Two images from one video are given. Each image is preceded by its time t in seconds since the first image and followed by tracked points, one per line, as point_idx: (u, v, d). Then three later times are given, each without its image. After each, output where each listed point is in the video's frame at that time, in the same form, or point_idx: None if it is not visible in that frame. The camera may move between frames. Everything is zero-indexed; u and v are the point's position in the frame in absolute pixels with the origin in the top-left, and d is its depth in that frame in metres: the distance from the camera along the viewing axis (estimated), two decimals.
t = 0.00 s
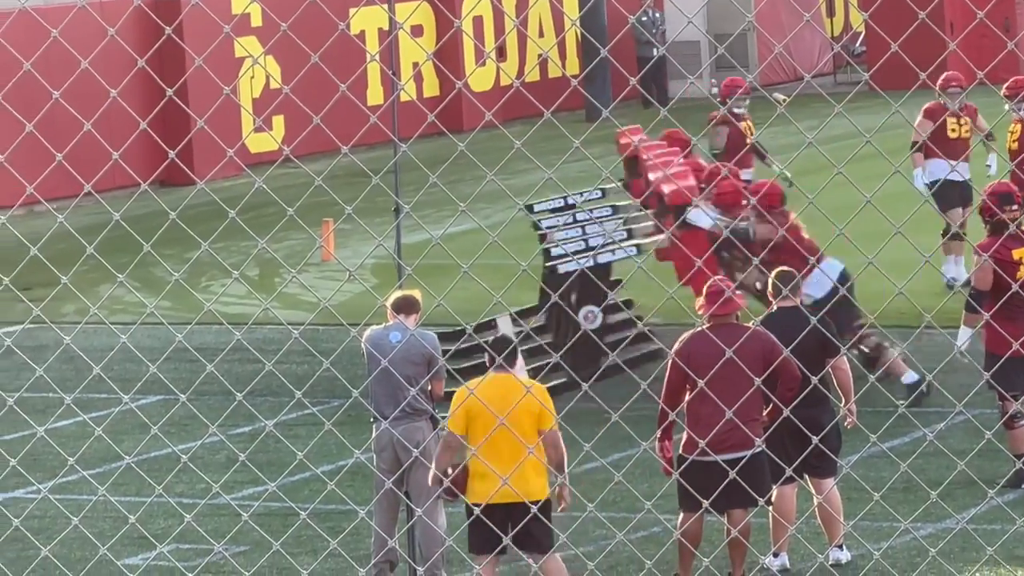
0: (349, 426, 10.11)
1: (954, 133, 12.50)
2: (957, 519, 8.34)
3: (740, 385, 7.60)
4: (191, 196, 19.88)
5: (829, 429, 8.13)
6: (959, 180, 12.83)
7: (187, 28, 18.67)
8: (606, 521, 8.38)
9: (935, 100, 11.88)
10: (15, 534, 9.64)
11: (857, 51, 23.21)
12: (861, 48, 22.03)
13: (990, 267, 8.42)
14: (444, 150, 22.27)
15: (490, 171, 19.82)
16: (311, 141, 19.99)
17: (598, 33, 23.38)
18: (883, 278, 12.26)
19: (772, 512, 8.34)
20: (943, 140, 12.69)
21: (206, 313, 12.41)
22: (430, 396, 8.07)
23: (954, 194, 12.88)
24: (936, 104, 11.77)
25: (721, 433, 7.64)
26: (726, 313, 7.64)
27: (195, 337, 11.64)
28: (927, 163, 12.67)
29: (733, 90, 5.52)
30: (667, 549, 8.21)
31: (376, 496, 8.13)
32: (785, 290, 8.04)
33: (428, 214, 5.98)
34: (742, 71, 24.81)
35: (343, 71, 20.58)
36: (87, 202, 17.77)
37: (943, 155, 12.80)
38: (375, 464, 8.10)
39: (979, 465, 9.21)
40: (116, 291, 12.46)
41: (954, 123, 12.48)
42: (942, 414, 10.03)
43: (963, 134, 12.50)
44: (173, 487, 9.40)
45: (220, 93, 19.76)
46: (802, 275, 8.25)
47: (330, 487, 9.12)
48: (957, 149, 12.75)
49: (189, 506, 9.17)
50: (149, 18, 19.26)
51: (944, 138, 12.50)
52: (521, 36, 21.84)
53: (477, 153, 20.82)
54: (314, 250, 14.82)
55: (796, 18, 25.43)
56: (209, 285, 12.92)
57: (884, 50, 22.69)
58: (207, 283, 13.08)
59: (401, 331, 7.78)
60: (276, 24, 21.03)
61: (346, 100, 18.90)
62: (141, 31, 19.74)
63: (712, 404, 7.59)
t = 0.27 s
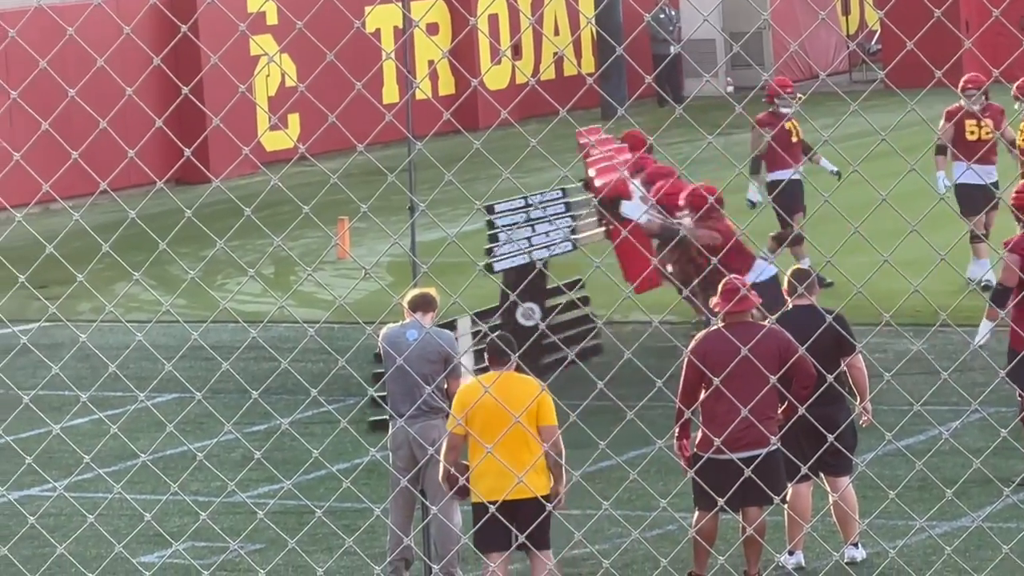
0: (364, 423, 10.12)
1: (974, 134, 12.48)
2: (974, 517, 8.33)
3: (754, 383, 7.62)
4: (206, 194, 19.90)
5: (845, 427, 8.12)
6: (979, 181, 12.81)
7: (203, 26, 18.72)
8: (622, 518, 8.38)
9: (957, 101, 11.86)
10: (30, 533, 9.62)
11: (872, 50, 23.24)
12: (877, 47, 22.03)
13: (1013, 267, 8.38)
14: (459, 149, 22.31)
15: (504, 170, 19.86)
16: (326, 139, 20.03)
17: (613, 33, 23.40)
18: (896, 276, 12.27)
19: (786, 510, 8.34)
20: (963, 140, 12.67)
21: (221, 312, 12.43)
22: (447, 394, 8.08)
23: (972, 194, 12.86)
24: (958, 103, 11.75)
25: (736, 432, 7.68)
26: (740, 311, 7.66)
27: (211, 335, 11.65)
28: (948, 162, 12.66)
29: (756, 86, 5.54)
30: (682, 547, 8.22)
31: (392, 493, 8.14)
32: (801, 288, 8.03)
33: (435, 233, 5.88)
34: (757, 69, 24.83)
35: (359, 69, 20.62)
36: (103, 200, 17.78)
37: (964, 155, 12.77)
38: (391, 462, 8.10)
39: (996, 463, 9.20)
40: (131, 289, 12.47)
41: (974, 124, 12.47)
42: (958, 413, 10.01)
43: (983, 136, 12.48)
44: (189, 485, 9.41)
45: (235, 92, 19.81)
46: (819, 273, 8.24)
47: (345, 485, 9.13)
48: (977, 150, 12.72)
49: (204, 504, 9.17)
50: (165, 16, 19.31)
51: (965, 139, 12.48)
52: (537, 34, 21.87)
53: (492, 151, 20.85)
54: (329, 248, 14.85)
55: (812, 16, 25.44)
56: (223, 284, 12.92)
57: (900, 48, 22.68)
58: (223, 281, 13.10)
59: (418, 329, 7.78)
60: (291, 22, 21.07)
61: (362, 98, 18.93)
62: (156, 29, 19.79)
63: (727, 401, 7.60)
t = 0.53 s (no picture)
0: (382, 424, 10.16)
1: (995, 134, 12.47)
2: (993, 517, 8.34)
3: (773, 383, 7.61)
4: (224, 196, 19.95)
5: (863, 429, 8.12)
6: (1001, 182, 12.81)
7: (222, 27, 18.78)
8: (640, 519, 8.36)
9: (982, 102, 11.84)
10: (50, 533, 9.67)
11: (891, 51, 23.20)
12: (896, 48, 22.09)
13: None
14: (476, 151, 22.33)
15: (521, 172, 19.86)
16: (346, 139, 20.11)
17: (632, 34, 23.40)
18: (916, 277, 12.23)
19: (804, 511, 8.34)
20: (985, 140, 12.66)
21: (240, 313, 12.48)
22: (466, 395, 8.08)
23: (994, 194, 12.85)
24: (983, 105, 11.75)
25: (755, 433, 7.67)
26: (759, 311, 7.66)
27: (229, 336, 11.69)
28: (969, 162, 12.66)
29: (778, 88, 5.52)
30: (701, 548, 8.18)
31: (411, 494, 8.14)
32: (821, 289, 8.04)
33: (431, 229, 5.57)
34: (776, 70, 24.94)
35: (378, 69, 20.67)
36: (121, 201, 17.85)
37: (985, 156, 12.76)
38: (411, 462, 8.10)
39: (1016, 463, 9.20)
40: (150, 289, 12.51)
41: (996, 124, 12.46)
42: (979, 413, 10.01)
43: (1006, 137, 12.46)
44: (207, 487, 9.45)
45: (255, 91, 19.90)
46: (838, 275, 8.24)
47: (364, 486, 9.16)
48: (999, 151, 12.69)
49: (221, 505, 9.22)
50: (184, 16, 19.36)
51: (988, 140, 12.45)
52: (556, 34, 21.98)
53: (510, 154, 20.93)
54: (349, 248, 14.93)
55: (830, 17, 25.53)
56: (242, 284, 12.95)
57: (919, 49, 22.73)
58: (242, 281, 13.15)
59: (437, 329, 7.79)
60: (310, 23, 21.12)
61: (380, 99, 19.02)
62: (176, 29, 19.87)
63: (746, 401, 7.60)
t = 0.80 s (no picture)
0: (406, 424, 10.22)
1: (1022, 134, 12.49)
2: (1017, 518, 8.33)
3: (797, 382, 7.61)
4: (245, 196, 20.03)
5: (887, 429, 8.11)
6: None
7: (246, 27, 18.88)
8: (664, 519, 8.36)
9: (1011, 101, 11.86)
10: (74, 532, 9.73)
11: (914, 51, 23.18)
12: (919, 48, 22.15)
13: None
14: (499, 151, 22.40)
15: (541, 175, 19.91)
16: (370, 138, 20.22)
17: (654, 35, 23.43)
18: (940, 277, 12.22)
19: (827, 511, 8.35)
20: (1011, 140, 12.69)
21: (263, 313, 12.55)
22: (491, 395, 8.11)
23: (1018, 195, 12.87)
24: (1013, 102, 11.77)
25: (779, 432, 7.67)
26: (784, 310, 7.66)
27: (253, 336, 11.76)
28: (996, 162, 12.67)
29: (801, 87, 5.55)
30: (724, 548, 8.17)
31: (435, 494, 8.16)
32: (844, 288, 8.04)
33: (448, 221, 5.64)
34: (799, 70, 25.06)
35: (402, 68, 20.76)
36: (144, 201, 17.94)
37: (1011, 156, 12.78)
38: (435, 462, 8.12)
39: None
40: (174, 290, 12.59)
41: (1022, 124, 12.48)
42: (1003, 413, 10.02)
43: None
44: (231, 487, 9.51)
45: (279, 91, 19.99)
46: (861, 275, 8.24)
47: (387, 486, 9.21)
48: None
49: (244, 505, 9.28)
50: (208, 17, 19.46)
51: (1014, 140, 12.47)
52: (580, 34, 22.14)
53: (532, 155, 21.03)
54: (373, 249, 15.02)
55: (854, 17, 25.62)
56: (266, 284, 13.02)
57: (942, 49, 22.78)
58: (266, 282, 13.23)
59: (463, 329, 7.83)
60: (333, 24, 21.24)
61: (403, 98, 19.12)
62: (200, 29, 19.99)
63: (770, 401, 7.59)
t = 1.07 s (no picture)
0: (435, 424, 10.26)
1: None
2: None
3: (827, 382, 7.52)
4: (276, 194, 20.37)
5: (917, 429, 8.08)
6: None
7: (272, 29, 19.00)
8: (694, 519, 8.37)
9: None
10: (104, 532, 9.78)
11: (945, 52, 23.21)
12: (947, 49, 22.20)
13: None
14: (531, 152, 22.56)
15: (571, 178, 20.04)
16: (399, 138, 20.35)
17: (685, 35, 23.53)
18: (969, 276, 12.33)
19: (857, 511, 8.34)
20: None
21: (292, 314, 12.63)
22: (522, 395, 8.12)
23: None
24: None
25: (809, 433, 7.59)
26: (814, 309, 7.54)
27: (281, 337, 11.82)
28: None
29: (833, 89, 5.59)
30: (754, 548, 8.17)
31: (466, 494, 8.17)
32: (876, 288, 8.00)
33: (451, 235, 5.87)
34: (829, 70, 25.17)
35: (430, 69, 20.86)
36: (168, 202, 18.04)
37: None
38: (466, 463, 8.14)
39: None
40: (203, 290, 12.68)
41: None
42: None
43: None
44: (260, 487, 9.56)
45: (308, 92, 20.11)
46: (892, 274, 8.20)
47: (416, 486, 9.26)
48: None
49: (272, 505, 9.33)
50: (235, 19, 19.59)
51: None
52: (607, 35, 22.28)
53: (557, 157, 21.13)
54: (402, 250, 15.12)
55: (884, 17, 25.70)
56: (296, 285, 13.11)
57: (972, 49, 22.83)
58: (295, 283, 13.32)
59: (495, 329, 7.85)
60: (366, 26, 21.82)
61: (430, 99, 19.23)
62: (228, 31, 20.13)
63: (799, 401, 7.51)
